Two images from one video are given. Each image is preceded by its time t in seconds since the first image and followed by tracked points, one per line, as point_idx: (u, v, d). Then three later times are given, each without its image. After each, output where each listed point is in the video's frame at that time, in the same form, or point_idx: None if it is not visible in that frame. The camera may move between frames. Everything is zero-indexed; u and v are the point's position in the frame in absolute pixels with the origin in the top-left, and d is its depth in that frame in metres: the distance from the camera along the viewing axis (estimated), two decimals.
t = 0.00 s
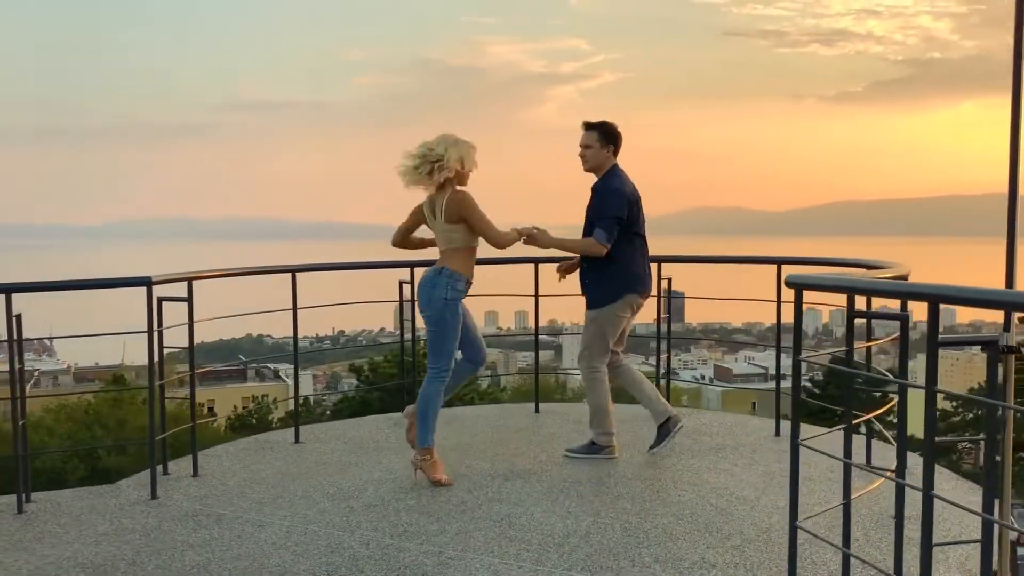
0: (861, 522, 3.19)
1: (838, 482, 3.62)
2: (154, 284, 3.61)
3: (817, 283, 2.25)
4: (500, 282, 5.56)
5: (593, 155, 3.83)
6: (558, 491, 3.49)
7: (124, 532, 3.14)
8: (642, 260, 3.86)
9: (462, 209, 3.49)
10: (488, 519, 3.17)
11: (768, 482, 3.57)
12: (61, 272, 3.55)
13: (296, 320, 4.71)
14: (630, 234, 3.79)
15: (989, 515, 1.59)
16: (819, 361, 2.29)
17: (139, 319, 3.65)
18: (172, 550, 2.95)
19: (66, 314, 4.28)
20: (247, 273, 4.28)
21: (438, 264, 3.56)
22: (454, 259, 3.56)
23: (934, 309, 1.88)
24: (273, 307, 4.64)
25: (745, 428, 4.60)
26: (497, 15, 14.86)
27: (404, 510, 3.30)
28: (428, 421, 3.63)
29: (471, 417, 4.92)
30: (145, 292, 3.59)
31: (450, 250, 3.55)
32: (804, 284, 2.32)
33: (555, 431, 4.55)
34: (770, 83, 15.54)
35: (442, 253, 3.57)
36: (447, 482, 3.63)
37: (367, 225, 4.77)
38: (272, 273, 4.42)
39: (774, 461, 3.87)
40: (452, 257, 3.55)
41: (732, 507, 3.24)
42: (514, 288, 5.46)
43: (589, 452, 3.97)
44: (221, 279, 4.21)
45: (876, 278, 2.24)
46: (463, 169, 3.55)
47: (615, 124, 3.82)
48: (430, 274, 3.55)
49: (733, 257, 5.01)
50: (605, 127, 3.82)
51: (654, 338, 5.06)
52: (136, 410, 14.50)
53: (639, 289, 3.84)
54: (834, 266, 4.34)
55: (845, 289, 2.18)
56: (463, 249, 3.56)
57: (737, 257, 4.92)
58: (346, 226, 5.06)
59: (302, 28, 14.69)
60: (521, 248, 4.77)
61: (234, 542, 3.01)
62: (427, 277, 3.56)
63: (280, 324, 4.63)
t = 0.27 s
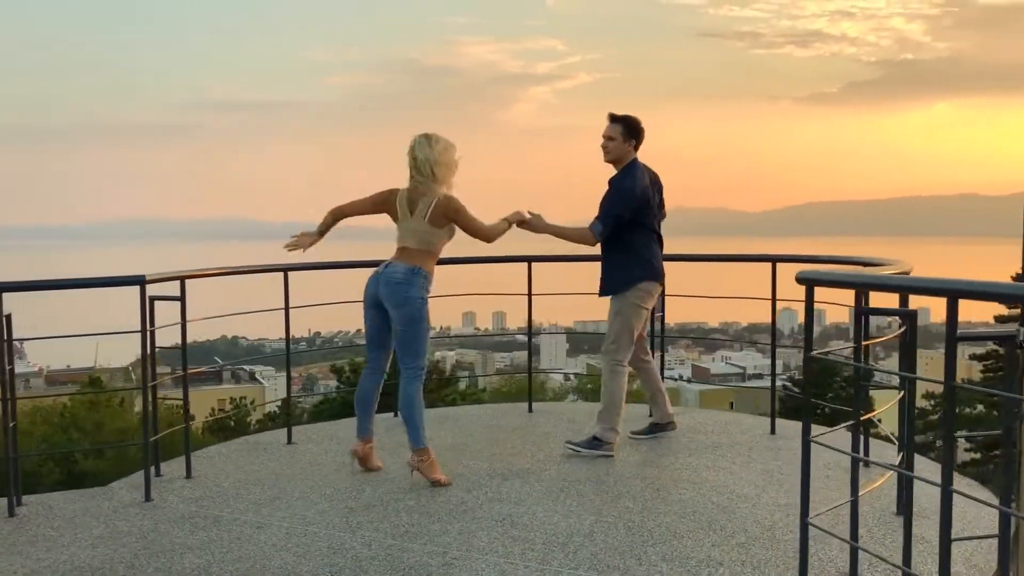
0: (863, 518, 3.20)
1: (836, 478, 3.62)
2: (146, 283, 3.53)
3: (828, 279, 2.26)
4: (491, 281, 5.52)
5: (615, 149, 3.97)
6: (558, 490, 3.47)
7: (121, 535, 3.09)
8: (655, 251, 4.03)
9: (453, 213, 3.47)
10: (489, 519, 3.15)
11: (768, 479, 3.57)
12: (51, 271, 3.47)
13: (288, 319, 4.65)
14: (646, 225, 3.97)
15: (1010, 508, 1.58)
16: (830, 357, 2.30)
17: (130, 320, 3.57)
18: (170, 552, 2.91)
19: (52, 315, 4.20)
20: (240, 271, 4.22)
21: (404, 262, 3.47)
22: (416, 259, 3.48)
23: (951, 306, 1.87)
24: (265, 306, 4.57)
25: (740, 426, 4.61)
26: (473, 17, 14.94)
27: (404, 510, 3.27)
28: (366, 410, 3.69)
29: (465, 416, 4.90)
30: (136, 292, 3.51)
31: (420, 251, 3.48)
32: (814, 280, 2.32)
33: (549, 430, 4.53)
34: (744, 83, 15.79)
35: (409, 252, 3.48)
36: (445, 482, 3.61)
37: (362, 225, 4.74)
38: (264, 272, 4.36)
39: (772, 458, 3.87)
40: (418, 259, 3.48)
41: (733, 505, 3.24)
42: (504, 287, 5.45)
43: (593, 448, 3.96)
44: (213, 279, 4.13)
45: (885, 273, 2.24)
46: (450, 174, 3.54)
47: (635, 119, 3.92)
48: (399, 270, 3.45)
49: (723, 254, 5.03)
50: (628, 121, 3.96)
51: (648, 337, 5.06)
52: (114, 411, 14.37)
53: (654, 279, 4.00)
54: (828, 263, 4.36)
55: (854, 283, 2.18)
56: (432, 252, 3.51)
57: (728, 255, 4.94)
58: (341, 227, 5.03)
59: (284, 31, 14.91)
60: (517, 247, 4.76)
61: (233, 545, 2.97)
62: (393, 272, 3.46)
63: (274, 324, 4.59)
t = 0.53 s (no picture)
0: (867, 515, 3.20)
1: (837, 476, 3.63)
2: (142, 283, 3.46)
3: (845, 275, 2.27)
4: (484, 279, 5.46)
5: (628, 148, 4.03)
6: (560, 489, 3.45)
7: (118, 538, 3.03)
8: (664, 252, 4.04)
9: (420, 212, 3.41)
10: (493, 518, 3.12)
11: (768, 477, 3.56)
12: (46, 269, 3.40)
13: (282, 319, 4.55)
14: (658, 224, 3.98)
15: None
16: (846, 353, 2.31)
17: (126, 320, 3.50)
18: (171, 555, 2.85)
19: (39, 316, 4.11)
20: (235, 270, 4.17)
21: (366, 267, 3.44)
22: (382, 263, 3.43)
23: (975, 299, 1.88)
24: (258, 306, 4.48)
25: (737, 423, 4.61)
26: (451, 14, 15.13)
27: (406, 510, 3.24)
28: (354, 413, 3.64)
29: (458, 415, 4.88)
30: (132, 292, 3.45)
31: (385, 254, 3.43)
32: (830, 277, 2.33)
33: (545, 429, 4.51)
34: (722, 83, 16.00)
35: (374, 255, 3.44)
36: (445, 483, 3.58)
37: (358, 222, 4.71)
38: (259, 271, 4.27)
39: (772, 456, 3.87)
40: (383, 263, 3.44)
41: (737, 503, 3.23)
42: (496, 286, 5.44)
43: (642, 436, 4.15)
44: (209, 278, 4.08)
45: (899, 268, 2.25)
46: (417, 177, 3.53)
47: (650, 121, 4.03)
48: (356, 278, 3.43)
49: (716, 254, 5.05)
50: (641, 122, 4.03)
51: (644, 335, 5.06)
52: (91, 411, 14.19)
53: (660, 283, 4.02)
54: (822, 261, 4.40)
55: (871, 280, 2.20)
56: (399, 255, 3.46)
57: (721, 254, 4.96)
58: (336, 224, 5.00)
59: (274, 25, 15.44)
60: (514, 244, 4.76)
61: (234, 546, 2.92)
62: (351, 280, 3.45)
63: (265, 324, 4.51)
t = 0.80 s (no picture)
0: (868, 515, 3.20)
1: (835, 476, 3.63)
2: (136, 284, 3.41)
3: (854, 275, 2.27)
4: (475, 280, 5.41)
5: (624, 155, 3.98)
6: (560, 491, 3.43)
7: (114, 544, 2.98)
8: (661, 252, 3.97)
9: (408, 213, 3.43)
10: (496, 521, 3.10)
11: (767, 477, 3.56)
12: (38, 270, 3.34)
13: (274, 320, 4.43)
14: (653, 226, 3.93)
15: None
16: (855, 353, 2.30)
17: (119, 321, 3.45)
18: (170, 561, 2.81)
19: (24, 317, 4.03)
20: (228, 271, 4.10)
21: (363, 267, 3.43)
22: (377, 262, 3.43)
23: (992, 298, 1.88)
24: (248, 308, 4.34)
25: (732, 424, 4.61)
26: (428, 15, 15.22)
27: (406, 514, 3.20)
28: (359, 420, 3.53)
29: (451, 417, 4.86)
30: (126, 293, 3.39)
31: (379, 253, 3.43)
32: (840, 276, 2.33)
33: (540, 430, 4.49)
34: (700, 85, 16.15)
35: (367, 255, 3.44)
36: (443, 486, 3.54)
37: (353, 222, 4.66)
38: (250, 272, 4.12)
39: (769, 456, 3.87)
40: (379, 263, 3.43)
41: (738, 503, 3.23)
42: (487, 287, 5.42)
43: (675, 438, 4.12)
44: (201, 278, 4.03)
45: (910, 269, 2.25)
46: (401, 175, 3.51)
47: (642, 123, 3.95)
48: (356, 279, 3.41)
49: (706, 254, 5.07)
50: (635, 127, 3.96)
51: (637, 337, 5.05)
52: (68, 413, 14.03)
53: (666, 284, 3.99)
54: (814, 262, 4.42)
55: (881, 279, 2.20)
56: (392, 254, 3.46)
57: (712, 254, 4.97)
58: (331, 224, 4.94)
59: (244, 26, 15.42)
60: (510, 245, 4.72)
61: (234, 551, 2.88)
62: (352, 281, 3.42)
63: (258, 325, 4.42)
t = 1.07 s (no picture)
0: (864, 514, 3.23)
1: (828, 475, 3.65)
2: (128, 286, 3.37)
3: (858, 276, 2.28)
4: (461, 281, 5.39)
5: (596, 159, 3.82)
6: (556, 492, 3.43)
7: (108, 549, 2.94)
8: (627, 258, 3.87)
9: (418, 211, 3.45)
10: (494, 523, 3.09)
11: (761, 477, 3.57)
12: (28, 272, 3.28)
13: (263, 322, 4.41)
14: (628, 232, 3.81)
15: None
16: (859, 353, 2.32)
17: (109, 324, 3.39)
18: (166, 566, 2.77)
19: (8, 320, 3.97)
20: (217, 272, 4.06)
21: (385, 267, 3.52)
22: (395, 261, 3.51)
23: (1001, 298, 1.89)
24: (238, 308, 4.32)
25: (724, 424, 4.62)
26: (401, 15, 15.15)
27: (403, 516, 3.18)
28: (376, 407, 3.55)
29: (441, 419, 4.84)
30: (117, 295, 3.34)
31: (398, 252, 3.51)
32: (844, 277, 2.34)
33: (531, 431, 4.48)
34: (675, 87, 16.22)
35: (388, 254, 3.52)
36: (438, 488, 3.52)
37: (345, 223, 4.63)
38: (241, 272, 4.11)
39: (762, 456, 3.89)
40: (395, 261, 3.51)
41: (736, 503, 3.24)
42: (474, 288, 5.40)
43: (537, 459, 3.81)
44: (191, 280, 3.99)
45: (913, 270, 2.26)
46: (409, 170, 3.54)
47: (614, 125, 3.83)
48: (380, 277, 3.50)
49: (694, 254, 5.09)
50: (607, 128, 3.82)
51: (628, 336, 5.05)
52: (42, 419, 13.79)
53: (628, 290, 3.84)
54: (802, 262, 4.45)
55: (885, 279, 2.21)
56: (411, 251, 3.53)
57: (700, 254, 4.99)
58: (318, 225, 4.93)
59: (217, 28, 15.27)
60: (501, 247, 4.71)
61: (231, 556, 2.85)
62: (375, 280, 3.51)
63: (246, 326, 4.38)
